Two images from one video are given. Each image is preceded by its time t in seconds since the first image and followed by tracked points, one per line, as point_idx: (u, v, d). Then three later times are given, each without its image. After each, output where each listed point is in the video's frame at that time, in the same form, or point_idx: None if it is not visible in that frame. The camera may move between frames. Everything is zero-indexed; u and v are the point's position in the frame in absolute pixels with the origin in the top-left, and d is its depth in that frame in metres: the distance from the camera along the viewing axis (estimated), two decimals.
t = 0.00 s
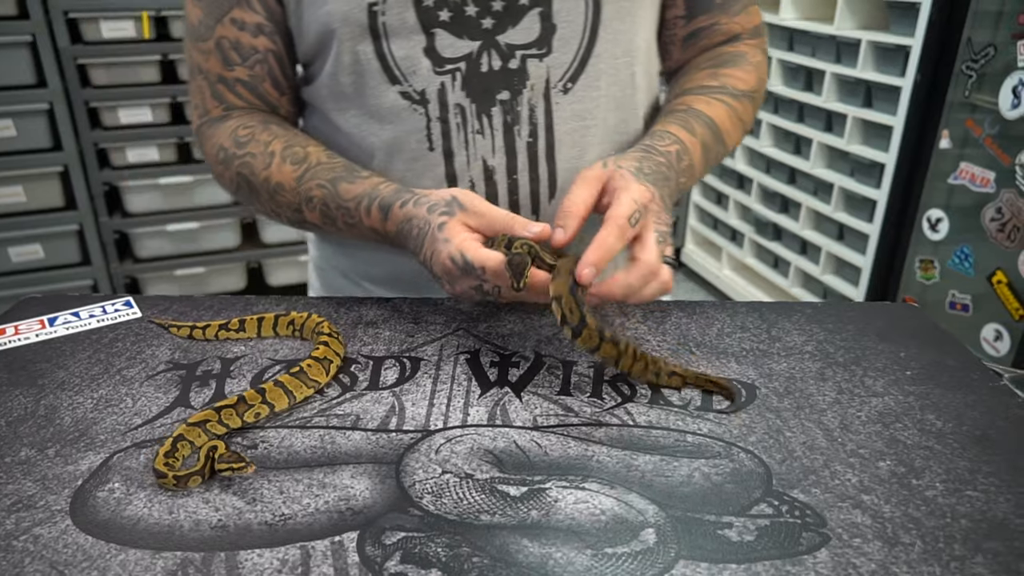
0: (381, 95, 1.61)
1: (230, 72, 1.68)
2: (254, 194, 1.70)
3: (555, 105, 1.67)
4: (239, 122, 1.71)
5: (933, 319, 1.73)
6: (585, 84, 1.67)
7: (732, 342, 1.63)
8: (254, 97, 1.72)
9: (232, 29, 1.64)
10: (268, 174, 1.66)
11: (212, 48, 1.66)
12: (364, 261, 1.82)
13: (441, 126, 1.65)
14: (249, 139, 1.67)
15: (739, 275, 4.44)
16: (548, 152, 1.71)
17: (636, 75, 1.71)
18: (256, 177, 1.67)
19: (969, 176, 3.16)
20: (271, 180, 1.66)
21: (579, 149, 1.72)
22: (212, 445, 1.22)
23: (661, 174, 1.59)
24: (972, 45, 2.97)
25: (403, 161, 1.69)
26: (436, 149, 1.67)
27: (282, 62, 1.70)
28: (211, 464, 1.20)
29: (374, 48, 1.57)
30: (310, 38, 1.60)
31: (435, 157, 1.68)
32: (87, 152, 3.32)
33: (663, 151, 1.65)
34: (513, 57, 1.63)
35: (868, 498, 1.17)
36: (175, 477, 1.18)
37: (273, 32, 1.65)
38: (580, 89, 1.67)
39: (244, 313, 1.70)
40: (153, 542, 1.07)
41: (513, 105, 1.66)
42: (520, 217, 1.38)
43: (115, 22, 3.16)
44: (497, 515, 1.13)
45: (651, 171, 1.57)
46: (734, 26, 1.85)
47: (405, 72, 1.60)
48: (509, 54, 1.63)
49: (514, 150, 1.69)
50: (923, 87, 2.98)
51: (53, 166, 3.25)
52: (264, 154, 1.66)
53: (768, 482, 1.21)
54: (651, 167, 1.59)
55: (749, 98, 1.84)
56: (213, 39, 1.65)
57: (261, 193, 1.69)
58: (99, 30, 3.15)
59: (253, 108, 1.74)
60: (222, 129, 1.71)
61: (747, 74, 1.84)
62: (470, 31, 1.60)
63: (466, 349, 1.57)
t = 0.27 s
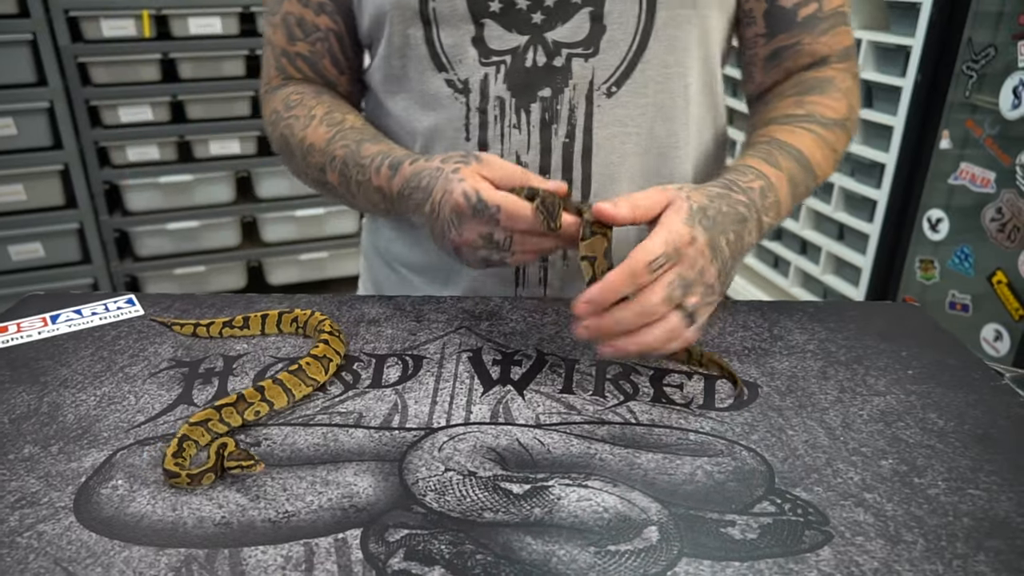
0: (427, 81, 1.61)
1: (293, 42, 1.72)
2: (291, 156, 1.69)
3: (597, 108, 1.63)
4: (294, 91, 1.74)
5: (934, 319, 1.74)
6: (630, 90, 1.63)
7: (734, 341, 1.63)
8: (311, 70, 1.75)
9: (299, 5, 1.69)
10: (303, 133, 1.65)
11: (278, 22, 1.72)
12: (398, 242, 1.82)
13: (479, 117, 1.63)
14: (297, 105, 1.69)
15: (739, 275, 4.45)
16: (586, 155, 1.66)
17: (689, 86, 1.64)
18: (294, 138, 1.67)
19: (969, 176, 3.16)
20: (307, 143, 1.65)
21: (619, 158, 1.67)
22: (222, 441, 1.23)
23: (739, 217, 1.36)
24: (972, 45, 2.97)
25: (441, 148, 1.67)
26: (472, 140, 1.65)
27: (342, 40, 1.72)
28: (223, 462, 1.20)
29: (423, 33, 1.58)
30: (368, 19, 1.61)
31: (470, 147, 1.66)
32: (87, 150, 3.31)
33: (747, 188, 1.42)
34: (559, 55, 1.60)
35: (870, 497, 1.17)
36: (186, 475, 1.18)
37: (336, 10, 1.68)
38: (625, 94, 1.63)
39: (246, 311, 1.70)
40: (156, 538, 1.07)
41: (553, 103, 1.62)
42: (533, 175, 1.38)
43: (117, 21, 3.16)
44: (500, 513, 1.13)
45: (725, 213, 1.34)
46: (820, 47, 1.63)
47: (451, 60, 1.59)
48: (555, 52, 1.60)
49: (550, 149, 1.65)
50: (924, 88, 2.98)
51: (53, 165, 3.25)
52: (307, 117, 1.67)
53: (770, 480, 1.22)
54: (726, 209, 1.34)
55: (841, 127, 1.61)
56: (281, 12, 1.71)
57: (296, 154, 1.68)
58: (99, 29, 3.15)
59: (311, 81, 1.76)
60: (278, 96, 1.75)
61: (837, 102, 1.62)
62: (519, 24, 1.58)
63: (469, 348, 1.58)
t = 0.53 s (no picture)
0: (458, 77, 1.67)
1: (352, 35, 1.85)
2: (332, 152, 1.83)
3: (617, 115, 1.62)
4: (348, 87, 1.87)
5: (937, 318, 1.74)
6: (652, 98, 1.61)
7: (738, 340, 1.63)
8: (368, 64, 1.87)
9: None
10: (343, 138, 1.78)
11: (339, 15, 1.85)
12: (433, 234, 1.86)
13: (502, 115, 1.66)
14: (346, 104, 1.82)
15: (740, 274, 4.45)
16: (601, 161, 1.66)
17: (716, 99, 1.60)
18: (337, 138, 1.80)
19: (970, 175, 3.16)
20: (345, 149, 1.78)
21: (635, 166, 1.66)
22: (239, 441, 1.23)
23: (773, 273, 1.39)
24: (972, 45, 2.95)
25: (466, 142, 1.72)
26: (493, 136, 1.68)
27: (396, 30, 1.80)
28: (239, 460, 1.21)
29: (457, 30, 1.62)
30: (411, 12, 1.69)
31: (490, 144, 1.69)
32: (89, 150, 3.32)
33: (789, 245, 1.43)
34: (583, 58, 1.59)
35: (873, 495, 1.18)
36: (200, 473, 1.19)
37: (392, 4, 1.77)
38: (646, 101, 1.61)
39: (251, 310, 1.71)
40: (163, 536, 1.08)
41: (573, 106, 1.62)
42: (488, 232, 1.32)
43: (118, 21, 3.15)
44: (505, 510, 1.14)
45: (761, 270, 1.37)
46: (873, 69, 1.58)
47: (482, 57, 1.64)
48: (578, 55, 1.59)
49: (567, 152, 1.66)
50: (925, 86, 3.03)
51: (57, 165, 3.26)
52: (349, 119, 1.79)
53: (774, 478, 1.22)
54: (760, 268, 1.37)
55: (892, 171, 1.59)
56: (343, 5, 1.84)
57: (339, 153, 1.81)
58: (101, 29, 3.14)
59: (368, 76, 1.89)
60: (335, 89, 1.88)
61: (894, 140, 1.58)
62: (547, 26, 1.59)
63: (473, 347, 1.58)
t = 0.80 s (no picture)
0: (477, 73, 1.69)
1: (372, 33, 1.87)
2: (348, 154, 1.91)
3: (635, 115, 1.63)
4: (364, 88, 1.91)
5: (941, 315, 1.74)
6: (671, 99, 1.61)
7: (743, 338, 1.64)
8: (387, 62, 1.88)
9: None
10: (356, 146, 1.86)
11: (362, 11, 1.86)
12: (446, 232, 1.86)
13: (520, 113, 1.68)
14: (360, 107, 1.88)
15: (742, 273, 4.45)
16: (618, 160, 1.67)
17: (736, 101, 1.60)
18: (351, 142, 1.88)
19: (974, 173, 3.16)
20: (357, 157, 1.86)
21: (651, 167, 1.67)
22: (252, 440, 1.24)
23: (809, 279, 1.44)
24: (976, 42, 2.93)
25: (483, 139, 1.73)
26: (511, 133, 1.69)
27: (417, 27, 1.80)
28: (255, 456, 1.22)
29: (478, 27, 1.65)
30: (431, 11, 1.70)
31: (507, 141, 1.70)
32: (91, 149, 3.32)
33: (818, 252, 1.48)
34: (602, 58, 1.61)
35: (878, 492, 1.18)
36: (214, 470, 1.19)
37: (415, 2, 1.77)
38: (663, 103, 1.62)
39: (256, 309, 1.71)
40: (170, 533, 1.08)
41: (592, 105, 1.64)
42: (468, 276, 1.36)
43: (121, 21, 3.15)
44: (511, 507, 1.14)
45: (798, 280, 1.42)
46: (896, 72, 1.58)
47: (501, 54, 1.65)
48: (598, 55, 1.61)
49: (584, 151, 1.67)
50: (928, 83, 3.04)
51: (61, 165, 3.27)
52: (363, 125, 1.85)
53: (779, 475, 1.22)
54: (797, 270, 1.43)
55: (915, 177, 1.63)
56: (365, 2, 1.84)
57: (354, 157, 1.88)
58: (104, 29, 3.14)
59: (387, 74, 1.91)
60: (354, 88, 1.93)
61: (917, 146, 1.60)
62: (569, 25, 1.61)
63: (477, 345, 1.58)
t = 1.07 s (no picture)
0: (481, 71, 1.68)
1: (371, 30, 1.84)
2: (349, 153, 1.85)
3: (643, 111, 1.64)
4: (365, 85, 1.87)
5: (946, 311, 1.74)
6: (679, 96, 1.63)
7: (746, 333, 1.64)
8: (387, 59, 1.86)
9: None
10: (360, 142, 1.80)
11: (358, 8, 1.83)
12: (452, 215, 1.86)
13: (528, 110, 1.67)
14: (363, 103, 1.83)
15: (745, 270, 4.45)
16: (626, 157, 1.68)
17: (738, 97, 1.63)
18: (353, 139, 1.83)
19: (978, 171, 3.15)
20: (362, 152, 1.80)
21: (658, 163, 1.68)
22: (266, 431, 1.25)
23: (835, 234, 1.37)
24: (981, 39, 2.92)
25: (487, 137, 1.72)
26: (517, 130, 1.69)
27: (417, 24, 1.80)
28: (271, 448, 1.22)
29: (483, 24, 1.64)
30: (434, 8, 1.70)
31: (513, 138, 1.70)
32: (95, 146, 3.32)
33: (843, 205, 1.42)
34: (609, 56, 1.62)
35: (883, 486, 1.18)
36: (228, 463, 1.20)
37: None
38: (670, 100, 1.63)
39: (261, 304, 1.72)
40: (177, 526, 1.09)
41: (599, 102, 1.65)
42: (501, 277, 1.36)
43: (124, 18, 3.15)
44: (516, 501, 1.15)
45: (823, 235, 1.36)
46: (903, 61, 1.59)
47: (506, 50, 1.65)
48: (606, 52, 1.62)
49: (592, 147, 1.68)
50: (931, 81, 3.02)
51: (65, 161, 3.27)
52: (366, 121, 1.80)
53: (783, 470, 1.22)
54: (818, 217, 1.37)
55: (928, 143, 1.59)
56: None
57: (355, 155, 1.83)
58: (108, 26, 3.14)
59: (386, 72, 1.89)
60: (351, 86, 1.88)
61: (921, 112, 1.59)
62: (576, 23, 1.62)
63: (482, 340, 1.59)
